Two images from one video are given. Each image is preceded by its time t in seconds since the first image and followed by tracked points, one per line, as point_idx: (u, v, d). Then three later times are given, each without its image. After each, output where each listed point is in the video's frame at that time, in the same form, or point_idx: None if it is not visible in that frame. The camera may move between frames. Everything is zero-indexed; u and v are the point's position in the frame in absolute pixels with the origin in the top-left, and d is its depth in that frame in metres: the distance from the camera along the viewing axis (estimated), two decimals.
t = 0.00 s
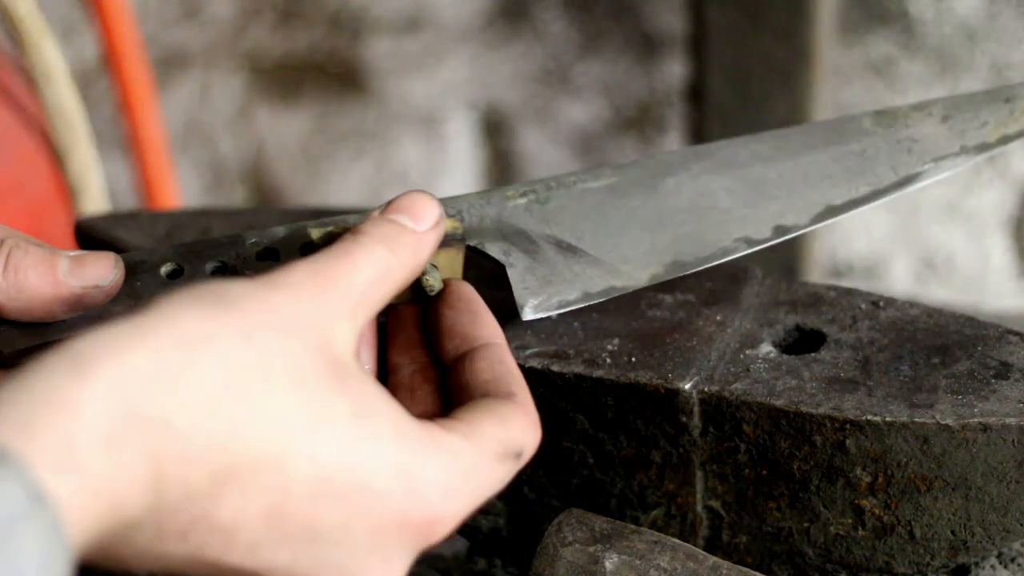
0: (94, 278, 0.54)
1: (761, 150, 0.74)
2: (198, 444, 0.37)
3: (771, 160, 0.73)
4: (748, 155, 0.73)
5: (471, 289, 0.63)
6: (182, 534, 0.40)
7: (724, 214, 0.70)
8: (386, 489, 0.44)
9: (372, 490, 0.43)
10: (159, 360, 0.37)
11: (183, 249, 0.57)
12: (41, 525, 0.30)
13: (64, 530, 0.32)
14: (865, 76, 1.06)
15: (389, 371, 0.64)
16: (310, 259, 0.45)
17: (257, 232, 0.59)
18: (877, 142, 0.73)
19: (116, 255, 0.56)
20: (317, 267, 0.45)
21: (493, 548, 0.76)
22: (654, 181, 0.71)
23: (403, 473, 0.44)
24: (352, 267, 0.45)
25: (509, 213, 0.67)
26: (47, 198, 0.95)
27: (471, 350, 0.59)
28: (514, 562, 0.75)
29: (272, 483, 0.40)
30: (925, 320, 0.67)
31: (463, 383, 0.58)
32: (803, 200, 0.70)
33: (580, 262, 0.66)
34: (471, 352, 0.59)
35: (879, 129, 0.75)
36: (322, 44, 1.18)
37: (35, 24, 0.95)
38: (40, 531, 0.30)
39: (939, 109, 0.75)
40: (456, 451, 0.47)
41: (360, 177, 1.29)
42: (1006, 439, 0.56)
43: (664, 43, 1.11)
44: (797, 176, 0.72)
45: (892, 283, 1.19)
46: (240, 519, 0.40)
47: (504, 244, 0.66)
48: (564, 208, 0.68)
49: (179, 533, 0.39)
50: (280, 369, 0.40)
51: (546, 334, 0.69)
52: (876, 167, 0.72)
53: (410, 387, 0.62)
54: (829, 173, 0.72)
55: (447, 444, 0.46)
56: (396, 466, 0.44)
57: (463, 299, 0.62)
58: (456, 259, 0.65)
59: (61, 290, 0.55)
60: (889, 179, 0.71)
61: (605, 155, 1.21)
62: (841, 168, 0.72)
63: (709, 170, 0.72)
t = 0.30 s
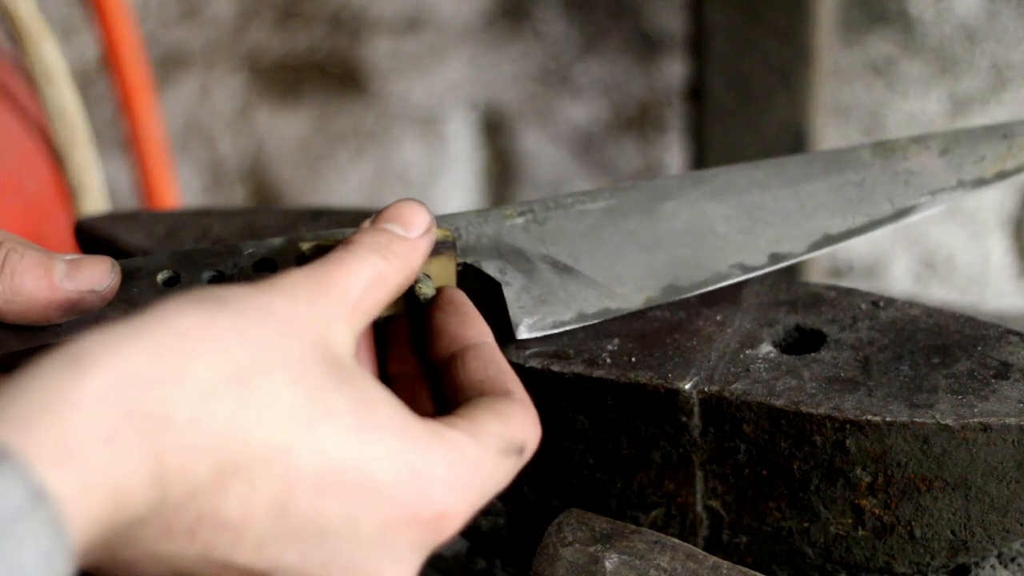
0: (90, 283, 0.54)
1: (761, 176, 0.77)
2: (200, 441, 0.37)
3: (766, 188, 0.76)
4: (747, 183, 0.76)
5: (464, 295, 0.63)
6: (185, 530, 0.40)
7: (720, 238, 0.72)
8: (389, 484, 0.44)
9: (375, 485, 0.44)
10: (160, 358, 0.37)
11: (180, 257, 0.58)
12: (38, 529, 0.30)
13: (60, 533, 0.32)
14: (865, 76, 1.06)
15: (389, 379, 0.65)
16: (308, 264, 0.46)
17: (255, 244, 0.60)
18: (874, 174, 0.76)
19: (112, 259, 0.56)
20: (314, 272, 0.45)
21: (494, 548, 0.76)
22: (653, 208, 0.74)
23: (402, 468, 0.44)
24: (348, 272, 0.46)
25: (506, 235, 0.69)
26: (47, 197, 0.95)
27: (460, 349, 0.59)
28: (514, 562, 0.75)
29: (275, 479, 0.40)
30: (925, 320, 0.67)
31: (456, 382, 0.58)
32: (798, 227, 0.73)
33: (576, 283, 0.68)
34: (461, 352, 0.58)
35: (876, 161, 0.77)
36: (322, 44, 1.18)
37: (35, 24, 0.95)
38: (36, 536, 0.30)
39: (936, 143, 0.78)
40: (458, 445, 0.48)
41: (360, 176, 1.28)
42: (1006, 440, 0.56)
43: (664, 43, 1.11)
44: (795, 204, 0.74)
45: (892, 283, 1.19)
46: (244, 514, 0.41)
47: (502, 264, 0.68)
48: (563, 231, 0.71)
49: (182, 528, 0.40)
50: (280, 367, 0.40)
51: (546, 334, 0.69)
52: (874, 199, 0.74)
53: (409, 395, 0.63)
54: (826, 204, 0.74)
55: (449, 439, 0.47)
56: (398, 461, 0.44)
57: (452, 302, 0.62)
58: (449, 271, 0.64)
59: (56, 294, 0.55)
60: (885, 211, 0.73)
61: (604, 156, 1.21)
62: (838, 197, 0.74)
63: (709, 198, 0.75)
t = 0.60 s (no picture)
0: (81, 269, 0.56)
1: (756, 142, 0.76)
2: (199, 442, 0.39)
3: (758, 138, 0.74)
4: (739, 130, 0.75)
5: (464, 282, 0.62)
6: (187, 527, 0.42)
7: (713, 193, 0.71)
8: (387, 480, 0.46)
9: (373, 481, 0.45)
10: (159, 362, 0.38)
11: (171, 233, 0.60)
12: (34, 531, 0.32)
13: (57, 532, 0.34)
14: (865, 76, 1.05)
15: (381, 359, 0.65)
16: (310, 261, 0.47)
17: (245, 217, 0.62)
18: (870, 119, 0.74)
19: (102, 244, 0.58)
20: (315, 269, 0.46)
21: (494, 547, 0.76)
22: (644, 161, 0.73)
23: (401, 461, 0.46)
24: (349, 268, 0.47)
25: (498, 196, 0.69)
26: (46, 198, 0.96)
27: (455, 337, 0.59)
28: (514, 562, 0.75)
29: (274, 476, 0.42)
30: (925, 320, 0.67)
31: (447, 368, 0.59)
32: (791, 178, 0.72)
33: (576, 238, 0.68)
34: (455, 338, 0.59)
35: (870, 106, 0.75)
36: (321, 45, 1.18)
37: (35, 24, 0.94)
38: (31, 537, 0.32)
39: (933, 83, 0.75)
40: (457, 441, 0.49)
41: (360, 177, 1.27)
42: (1006, 440, 0.56)
43: (664, 44, 1.11)
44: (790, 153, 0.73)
45: (891, 282, 1.19)
46: (244, 512, 0.43)
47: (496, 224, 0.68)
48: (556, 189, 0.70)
49: (184, 527, 0.41)
50: (279, 368, 0.42)
51: (547, 335, 0.69)
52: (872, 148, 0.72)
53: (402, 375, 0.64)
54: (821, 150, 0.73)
55: (448, 435, 0.48)
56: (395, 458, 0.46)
57: (450, 287, 0.62)
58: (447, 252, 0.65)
59: (47, 282, 0.56)
60: (880, 160, 0.72)
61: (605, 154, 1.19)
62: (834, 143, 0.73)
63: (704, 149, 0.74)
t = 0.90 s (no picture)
0: (69, 268, 0.47)
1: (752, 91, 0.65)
2: (189, 399, 0.37)
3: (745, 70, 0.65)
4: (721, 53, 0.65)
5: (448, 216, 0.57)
6: (184, 488, 0.40)
7: (695, 130, 0.64)
8: (382, 423, 0.44)
9: (370, 425, 0.44)
10: (138, 320, 0.37)
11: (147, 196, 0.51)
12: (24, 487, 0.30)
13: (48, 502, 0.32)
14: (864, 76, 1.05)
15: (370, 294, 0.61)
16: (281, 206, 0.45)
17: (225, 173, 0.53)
18: (857, 37, 0.66)
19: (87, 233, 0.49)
20: (286, 213, 0.44)
21: (495, 547, 0.76)
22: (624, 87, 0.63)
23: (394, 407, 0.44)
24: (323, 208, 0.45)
25: (477, 139, 0.60)
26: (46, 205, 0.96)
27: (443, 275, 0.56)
28: (515, 562, 0.75)
29: (266, 429, 0.40)
30: (925, 320, 0.67)
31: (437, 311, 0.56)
32: (772, 111, 0.65)
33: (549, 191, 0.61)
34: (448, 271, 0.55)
35: (859, 16, 0.66)
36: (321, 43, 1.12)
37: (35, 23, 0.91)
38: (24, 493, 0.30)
39: None
40: (452, 378, 0.48)
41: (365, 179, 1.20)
42: (1006, 440, 0.56)
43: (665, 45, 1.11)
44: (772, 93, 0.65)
45: (891, 282, 1.18)
46: (239, 468, 0.41)
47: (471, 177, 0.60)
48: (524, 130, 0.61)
49: (179, 489, 0.40)
50: (263, 316, 0.40)
51: (546, 334, 0.69)
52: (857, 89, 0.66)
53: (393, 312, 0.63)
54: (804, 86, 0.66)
55: (441, 373, 0.47)
56: (389, 401, 0.44)
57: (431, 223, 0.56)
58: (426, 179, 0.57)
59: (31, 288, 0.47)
60: (864, 87, 0.66)
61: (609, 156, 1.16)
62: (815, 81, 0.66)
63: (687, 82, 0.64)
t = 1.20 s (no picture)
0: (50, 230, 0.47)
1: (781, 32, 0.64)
2: (169, 368, 0.39)
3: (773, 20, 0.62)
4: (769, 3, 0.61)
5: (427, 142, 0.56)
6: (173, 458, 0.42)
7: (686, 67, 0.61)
8: (363, 366, 0.45)
9: (349, 369, 0.45)
10: (114, 293, 0.38)
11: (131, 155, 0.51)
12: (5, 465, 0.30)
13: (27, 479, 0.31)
14: (864, 76, 1.05)
15: (350, 232, 0.60)
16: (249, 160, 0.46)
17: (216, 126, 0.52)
18: None
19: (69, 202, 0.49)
20: (256, 168, 0.45)
21: (496, 546, 0.76)
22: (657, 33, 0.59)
23: (369, 345, 0.45)
24: (289, 163, 0.45)
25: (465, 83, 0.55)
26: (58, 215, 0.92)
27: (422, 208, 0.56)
28: (515, 562, 0.75)
29: (252, 390, 0.42)
30: (925, 321, 0.67)
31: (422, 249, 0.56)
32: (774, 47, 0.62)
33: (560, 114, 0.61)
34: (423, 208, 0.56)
35: None
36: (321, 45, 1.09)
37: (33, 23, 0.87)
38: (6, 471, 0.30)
39: None
40: (433, 318, 0.49)
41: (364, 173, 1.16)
42: (1006, 439, 0.56)
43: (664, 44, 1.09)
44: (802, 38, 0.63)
45: (892, 282, 1.18)
46: (227, 431, 0.42)
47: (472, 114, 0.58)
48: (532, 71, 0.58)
49: (169, 458, 0.42)
50: (239, 279, 0.41)
51: (546, 334, 0.70)
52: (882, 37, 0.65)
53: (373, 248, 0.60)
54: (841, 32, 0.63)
55: (420, 313, 0.48)
56: (365, 342, 0.45)
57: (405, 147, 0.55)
58: (398, 110, 0.54)
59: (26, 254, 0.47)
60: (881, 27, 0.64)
61: (608, 156, 1.16)
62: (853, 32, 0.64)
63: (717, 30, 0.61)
